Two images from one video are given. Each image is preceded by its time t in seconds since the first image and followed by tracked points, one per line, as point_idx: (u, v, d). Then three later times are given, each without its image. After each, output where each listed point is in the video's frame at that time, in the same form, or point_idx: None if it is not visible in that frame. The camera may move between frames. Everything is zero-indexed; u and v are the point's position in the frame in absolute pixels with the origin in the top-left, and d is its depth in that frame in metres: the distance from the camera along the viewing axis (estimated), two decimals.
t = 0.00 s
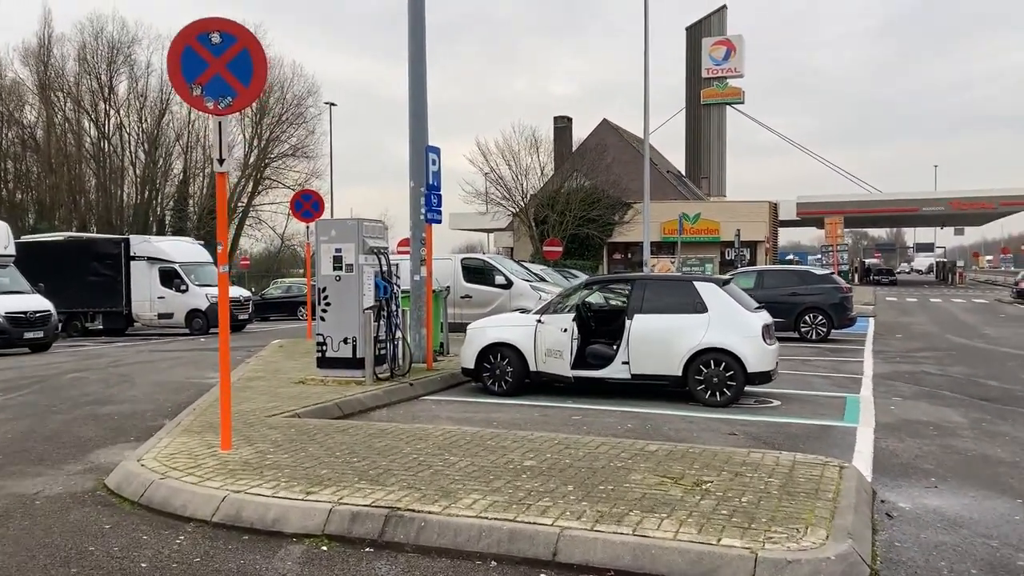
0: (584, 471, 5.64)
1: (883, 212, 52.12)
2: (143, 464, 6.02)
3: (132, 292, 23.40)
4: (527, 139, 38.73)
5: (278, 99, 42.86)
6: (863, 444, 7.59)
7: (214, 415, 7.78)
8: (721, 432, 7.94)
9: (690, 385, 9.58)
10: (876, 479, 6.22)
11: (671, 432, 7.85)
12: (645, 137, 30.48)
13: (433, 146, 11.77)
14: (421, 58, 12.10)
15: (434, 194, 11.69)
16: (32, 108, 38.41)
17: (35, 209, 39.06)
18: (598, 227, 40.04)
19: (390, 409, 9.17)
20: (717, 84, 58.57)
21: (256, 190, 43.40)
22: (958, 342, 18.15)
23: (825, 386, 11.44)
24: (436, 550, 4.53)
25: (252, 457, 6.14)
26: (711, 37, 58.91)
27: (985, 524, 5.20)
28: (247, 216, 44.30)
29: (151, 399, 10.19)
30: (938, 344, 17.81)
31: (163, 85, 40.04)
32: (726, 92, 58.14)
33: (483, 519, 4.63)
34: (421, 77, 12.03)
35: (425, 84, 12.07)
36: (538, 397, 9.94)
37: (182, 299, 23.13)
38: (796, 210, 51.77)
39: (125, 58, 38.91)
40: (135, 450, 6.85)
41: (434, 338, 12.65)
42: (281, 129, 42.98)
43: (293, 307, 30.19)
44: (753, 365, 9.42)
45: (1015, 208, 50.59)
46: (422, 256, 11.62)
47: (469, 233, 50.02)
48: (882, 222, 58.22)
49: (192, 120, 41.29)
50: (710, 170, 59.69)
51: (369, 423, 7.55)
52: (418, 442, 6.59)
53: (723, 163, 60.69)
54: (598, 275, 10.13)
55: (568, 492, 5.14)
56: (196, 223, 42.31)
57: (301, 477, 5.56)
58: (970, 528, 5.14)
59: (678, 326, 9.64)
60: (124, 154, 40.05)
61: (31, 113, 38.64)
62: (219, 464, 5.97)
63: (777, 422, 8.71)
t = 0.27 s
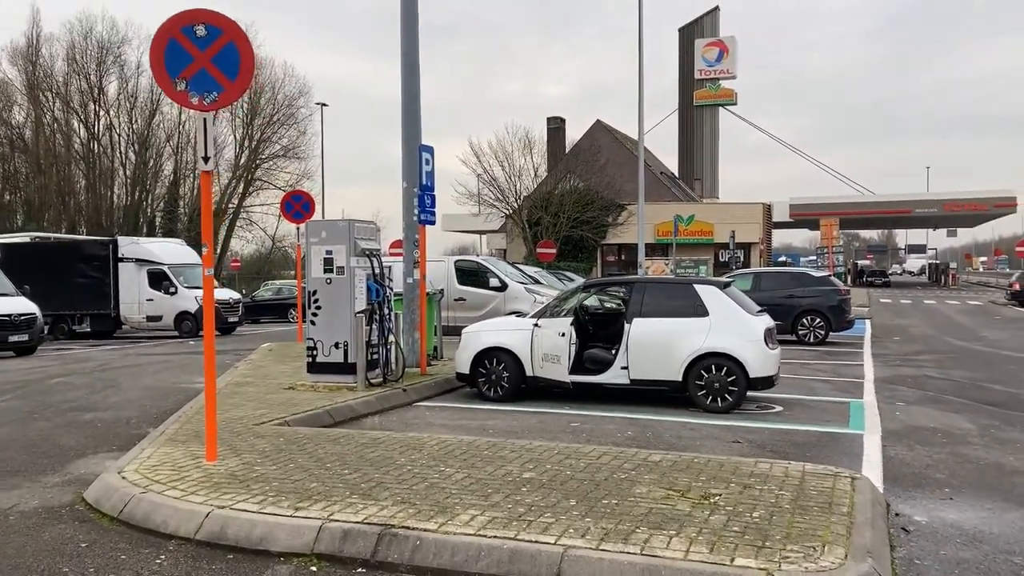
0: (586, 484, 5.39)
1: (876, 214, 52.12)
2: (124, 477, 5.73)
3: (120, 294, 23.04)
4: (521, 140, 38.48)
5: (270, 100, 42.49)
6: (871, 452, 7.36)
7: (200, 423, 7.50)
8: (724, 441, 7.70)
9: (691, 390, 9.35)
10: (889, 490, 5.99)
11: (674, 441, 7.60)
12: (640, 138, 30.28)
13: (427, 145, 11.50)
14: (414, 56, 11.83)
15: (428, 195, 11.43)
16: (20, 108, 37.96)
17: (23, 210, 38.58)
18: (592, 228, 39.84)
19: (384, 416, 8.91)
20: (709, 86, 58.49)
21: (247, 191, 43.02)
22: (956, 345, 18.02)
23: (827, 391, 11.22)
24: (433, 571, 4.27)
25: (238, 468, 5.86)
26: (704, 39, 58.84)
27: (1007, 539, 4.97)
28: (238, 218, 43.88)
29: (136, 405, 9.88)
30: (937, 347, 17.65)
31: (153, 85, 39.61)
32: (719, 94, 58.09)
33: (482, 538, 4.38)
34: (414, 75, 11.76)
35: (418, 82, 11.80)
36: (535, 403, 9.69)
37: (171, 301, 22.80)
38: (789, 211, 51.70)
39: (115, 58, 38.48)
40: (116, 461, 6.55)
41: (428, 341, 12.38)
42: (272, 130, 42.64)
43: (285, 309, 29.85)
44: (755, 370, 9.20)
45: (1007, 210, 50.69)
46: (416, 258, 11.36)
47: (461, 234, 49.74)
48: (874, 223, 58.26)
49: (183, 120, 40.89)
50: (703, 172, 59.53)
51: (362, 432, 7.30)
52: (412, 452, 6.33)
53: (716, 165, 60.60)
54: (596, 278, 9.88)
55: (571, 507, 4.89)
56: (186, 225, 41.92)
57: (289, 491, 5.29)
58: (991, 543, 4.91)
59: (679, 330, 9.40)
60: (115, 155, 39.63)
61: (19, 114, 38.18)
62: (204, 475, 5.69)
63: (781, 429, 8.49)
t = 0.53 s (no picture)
0: (596, 495, 5.13)
1: (871, 216, 52.02)
2: (109, 487, 5.43)
3: (111, 295, 22.69)
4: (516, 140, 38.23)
5: (262, 100, 42.14)
6: (884, 459, 7.14)
7: (191, 428, 7.21)
8: (733, 447, 7.47)
9: (696, 394, 9.12)
10: (908, 499, 5.76)
11: (682, 448, 7.36)
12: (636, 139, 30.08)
13: (424, 143, 11.24)
14: (411, 51, 11.55)
15: (425, 193, 11.17)
16: (11, 108, 37.56)
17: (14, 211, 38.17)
18: (587, 229, 39.64)
19: (381, 421, 8.63)
20: (703, 87, 58.40)
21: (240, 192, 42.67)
22: (957, 347, 17.84)
23: (832, 395, 11.01)
24: None
25: (230, 477, 5.56)
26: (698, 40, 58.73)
27: None
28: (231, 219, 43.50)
29: (125, 408, 9.59)
30: (938, 349, 17.48)
31: (145, 85, 39.23)
32: (713, 95, 58.00)
33: (488, 553, 4.12)
34: (411, 70, 11.49)
35: (414, 77, 11.53)
36: (536, 407, 9.44)
37: (162, 302, 22.45)
38: (784, 213, 51.61)
39: (107, 58, 38.08)
40: (102, 469, 6.25)
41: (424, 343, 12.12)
42: (265, 130, 42.30)
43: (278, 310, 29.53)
44: (762, 372, 8.98)
45: (1001, 211, 50.70)
46: (413, 258, 11.10)
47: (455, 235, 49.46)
48: (868, 224, 58.22)
49: (175, 120, 40.54)
50: (697, 173, 59.37)
51: (360, 438, 7.03)
52: (412, 460, 6.07)
53: (710, 166, 60.48)
54: (598, 279, 9.62)
55: (581, 520, 4.64)
56: (178, 226, 41.54)
57: (284, 502, 5.01)
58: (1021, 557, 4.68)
59: (684, 331, 9.16)
60: (107, 155, 39.25)
61: (10, 114, 37.77)
62: (194, 485, 5.39)
63: (790, 434, 8.26)
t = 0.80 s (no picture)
0: (602, 509, 4.89)
1: (868, 215, 51.85)
2: (90, 501, 5.07)
3: (102, 294, 22.34)
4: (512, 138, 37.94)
5: (257, 98, 41.78)
6: (898, 466, 6.90)
7: (179, 436, 6.90)
8: (743, 456, 7.21)
9: (701, 399, 8.89)
10: (928, 511, 5.52)
11: (690, 456, 7.12)
12: (634, 138, 29.83)
13: (420, 139, 10.98)
14: (406, 45, 11.27)
15: (422, 191, 10.92)
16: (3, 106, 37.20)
17: (6, 209, 37.78)
18: (584, 228, 39.40)
19: (378, 427, 8.35)
20: (700, 85, 58.21)
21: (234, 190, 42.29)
22: (960, 348, 17.65)
23: (839, 399, 10.78)
24: None
25: (218, 489, 5.25)
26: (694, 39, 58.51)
27: None
28: (225, 218, 43.12)
29: (113, 413, 9.28)
30: (941, 350, 17.27)
31: (139, 83, 38.81)
32: (710, 93, 57.80)
33: None
34: (406, 65, 11.22)
35: (410, 72, 11.24)
36: (536, 411, 9.18)
37: (154, 302, 22.09)
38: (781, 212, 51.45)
39: (100, 55, 37.61)
40: (83, 480, 5.92)
41: (421, 345, 11.86)
42: (260, 128, 41.95)
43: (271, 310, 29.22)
44: (769, 377, 8.77)
45: (998, 210, 50.59)
46: (409, 258, 10.84)
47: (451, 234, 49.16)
48: (865, 223, 58.09)
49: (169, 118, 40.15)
50: (694, 172, 59.15)
51: (355, 445, 6.74)
52: (410, 470, 5.80)
53: (706, 165, 60.27)
54: (600, 279, 9.36)
55: (588, 537, 4.39)
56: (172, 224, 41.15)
57: (274, 517, 4.73)
58: None
59: (689, 334, 8.92)
60: (100, 153, 38.83)
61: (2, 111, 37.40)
62: (180, 497, 5.08)
63: (798, 441, 8.02)
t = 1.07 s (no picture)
0: (605, 515, 4.60)
1: (870, 210, 51.52)
2: (63, 505, 4.75)
3: (97, 290, 22.06)
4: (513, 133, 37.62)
5: (257, 92, 41.45)
6: (913, 467, 6.62)
7: (163, 436, 6.59)
8: (752, 456, 6.93)
9: (706, 396, 8.61)
10: (948, 515, 5.24)
11: (696, 456, 6.84)
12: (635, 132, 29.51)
13: (417, 130, 10.69)
14: (403, 33, 10.98)
15: (418, 183, 10.64)
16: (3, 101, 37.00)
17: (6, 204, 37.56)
18: (585, 224, 39.11)
19: (372, 426, 8.05)
20: (701, 81, 57.84)
21: (233, 186, 42.00)
22: (967, 344, 17.35)
23: (847, 397, 10.50)
24: None
25: (199, 492, 4.93)
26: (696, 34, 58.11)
27: None
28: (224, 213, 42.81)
29: (100, 410, 8.98)
30: (949, 346, 16.99)
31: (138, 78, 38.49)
32: (711, 88, 57.44)
33: None
34: (403, 54, 10.93)
35: (406, 61, 10.95)
36: (536, 409, 8.89)
37: (150, 297, 21.87)
38: (783, 207, 51.13)
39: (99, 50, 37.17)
40: (60, 481, 5.62)
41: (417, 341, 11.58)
42: (259, 123, 41.63)
43: (270, 306, 28.95)
44: (777, 373, 8.50)
45: (1002, 205, 50.22)
46: (406, 251, 10.56)
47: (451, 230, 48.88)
48: (868, 219, 57.72)
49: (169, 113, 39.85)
50: (695, 168, 58.79)
51: (346, 445, 6.44)
52: (403, 472, 5.51)
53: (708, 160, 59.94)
54: (602, 273, 9.07)
55: (591, 545, 4.10)
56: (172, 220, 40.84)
57: (257, 523, 4.43)
58: None
59: (694, 330, 8.64)
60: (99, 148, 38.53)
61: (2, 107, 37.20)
62: (158, 500, 4.76)
63: (808, 440, 7.74)
